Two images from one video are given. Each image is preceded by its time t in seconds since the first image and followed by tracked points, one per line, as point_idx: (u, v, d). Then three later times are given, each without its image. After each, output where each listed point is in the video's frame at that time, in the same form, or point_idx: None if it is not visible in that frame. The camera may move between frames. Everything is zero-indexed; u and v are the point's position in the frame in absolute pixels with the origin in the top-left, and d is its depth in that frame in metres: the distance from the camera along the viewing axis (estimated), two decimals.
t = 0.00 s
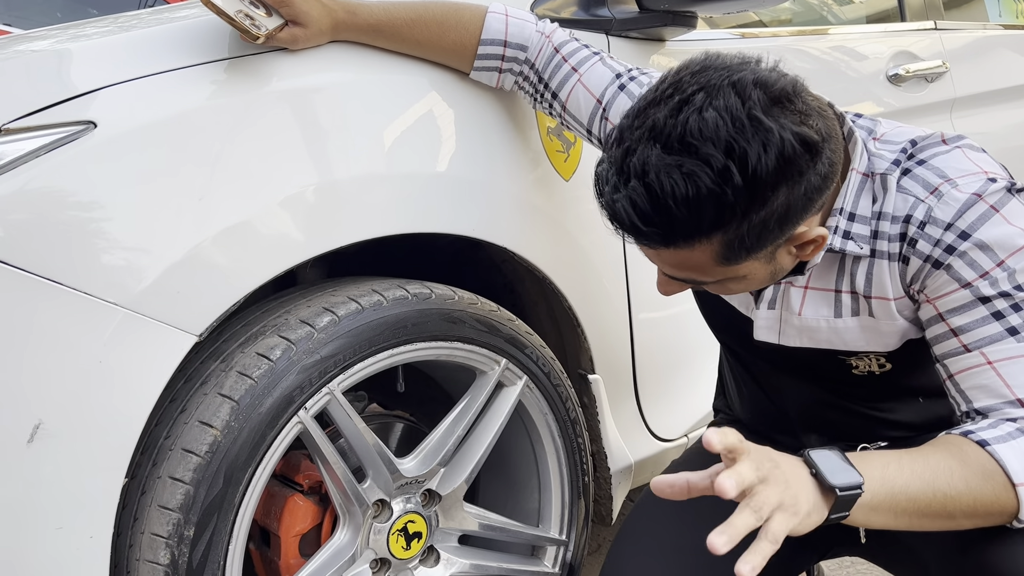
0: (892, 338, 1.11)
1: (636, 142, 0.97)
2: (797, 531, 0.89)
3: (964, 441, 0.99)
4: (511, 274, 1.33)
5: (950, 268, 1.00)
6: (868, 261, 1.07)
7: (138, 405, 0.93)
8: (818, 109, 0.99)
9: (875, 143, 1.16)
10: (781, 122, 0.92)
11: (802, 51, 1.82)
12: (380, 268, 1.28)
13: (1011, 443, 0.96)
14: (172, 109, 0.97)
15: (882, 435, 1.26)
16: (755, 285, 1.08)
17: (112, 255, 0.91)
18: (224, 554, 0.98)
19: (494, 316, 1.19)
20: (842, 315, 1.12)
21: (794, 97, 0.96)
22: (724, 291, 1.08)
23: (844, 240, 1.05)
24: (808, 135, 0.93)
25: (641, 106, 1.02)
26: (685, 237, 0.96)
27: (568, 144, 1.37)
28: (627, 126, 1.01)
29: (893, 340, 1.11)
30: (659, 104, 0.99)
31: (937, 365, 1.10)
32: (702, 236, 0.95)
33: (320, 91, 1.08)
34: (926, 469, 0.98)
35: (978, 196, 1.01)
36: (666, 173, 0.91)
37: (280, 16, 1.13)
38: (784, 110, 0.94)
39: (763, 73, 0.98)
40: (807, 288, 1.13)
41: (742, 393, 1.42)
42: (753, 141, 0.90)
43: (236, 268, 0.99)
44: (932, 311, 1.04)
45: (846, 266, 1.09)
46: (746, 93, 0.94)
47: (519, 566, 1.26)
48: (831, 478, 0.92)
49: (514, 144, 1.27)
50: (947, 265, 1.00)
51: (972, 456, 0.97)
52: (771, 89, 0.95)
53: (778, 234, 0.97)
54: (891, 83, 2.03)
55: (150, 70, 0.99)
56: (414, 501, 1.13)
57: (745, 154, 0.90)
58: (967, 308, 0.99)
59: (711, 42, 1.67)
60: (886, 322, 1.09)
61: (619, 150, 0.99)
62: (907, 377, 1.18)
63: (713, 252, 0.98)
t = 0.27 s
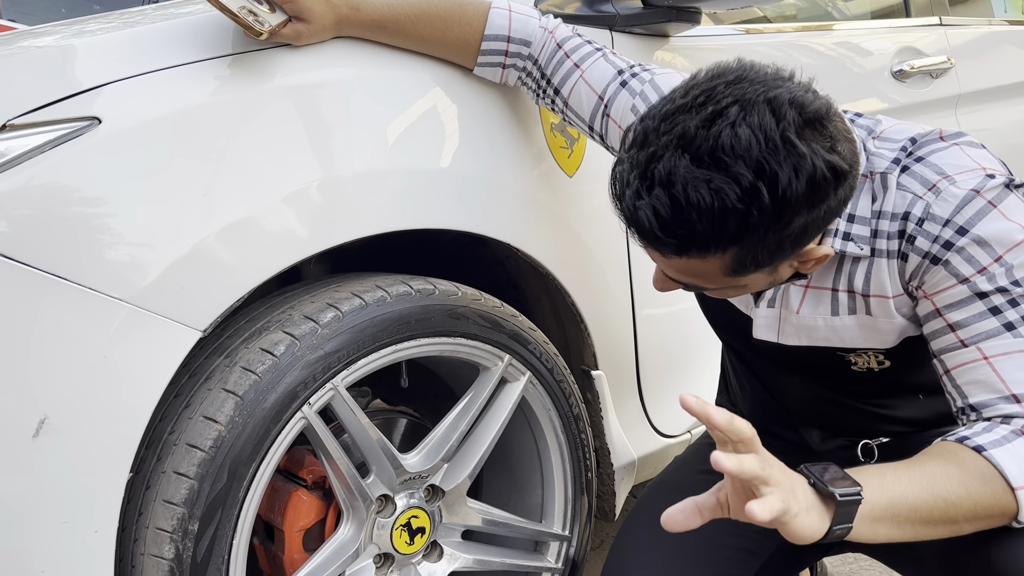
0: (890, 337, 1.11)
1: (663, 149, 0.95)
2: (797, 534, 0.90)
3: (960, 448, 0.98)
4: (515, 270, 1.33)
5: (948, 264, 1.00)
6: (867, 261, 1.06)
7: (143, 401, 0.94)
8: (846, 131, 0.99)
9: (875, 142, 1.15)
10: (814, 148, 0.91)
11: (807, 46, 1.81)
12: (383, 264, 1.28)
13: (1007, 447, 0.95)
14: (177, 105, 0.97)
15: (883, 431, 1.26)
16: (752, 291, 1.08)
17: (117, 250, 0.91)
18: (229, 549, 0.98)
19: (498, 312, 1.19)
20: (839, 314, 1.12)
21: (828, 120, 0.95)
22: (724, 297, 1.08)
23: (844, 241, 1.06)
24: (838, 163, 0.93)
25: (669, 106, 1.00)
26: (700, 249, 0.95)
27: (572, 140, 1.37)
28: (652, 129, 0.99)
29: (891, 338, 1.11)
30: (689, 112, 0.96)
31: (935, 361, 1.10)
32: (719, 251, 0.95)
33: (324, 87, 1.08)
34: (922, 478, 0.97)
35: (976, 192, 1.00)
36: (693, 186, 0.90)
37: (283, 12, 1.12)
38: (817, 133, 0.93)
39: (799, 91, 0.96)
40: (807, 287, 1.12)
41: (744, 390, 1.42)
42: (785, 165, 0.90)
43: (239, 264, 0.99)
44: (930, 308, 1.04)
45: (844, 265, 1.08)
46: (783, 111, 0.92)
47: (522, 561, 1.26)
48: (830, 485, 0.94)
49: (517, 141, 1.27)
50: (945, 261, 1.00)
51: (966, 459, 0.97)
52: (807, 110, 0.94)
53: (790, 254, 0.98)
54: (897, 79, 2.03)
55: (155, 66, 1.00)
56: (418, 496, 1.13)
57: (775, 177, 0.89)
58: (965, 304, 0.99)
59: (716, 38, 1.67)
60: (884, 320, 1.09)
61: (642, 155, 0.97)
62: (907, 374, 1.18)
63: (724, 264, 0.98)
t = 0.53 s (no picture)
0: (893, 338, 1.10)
1: (676, 136, 0.94)
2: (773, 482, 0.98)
3: (962, 432, 0.99)
4: (520, 266, 1.33)
5: (950, 264, 0.99)
6: (871, 262, 1.06)
7: (150, 395, 0.94)
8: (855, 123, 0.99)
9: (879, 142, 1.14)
10: (827, 137, 0.92)
11: (813, 41, 1.81)
12: (388, 259, 1.28)
13: (1010, 435, 0.96)
14: (183, 100, 0.97)
15: (888, 428, 1.25)
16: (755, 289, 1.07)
17: (123, 244, 0.92)
18: (235, 542, 0.98)
19: (503, 307, 1.19)
20: (843, 315, 1.11)
21: (839, 110, 0.96)
22: (725, 293, 1.07)
23: (847, 241, 1.05)
24: (850, 153, 0.93)
25: (680, 95, 0.99)
26: (710, 238, 0.94)
27: (577, 136, 1.37)
28: (663, 116, 0.98)
29: (895, 338, 1.10)
30: (702, 98, 0.96)
31: (939, 361, 1.10)
32: (729, 239, 0.94)
33: (330, 82, 1.07)
34: (918, 456, 0.99)
35: (978, 192, 1.00)
36: (707, 173, 0.90)
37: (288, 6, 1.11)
38: (828, 124, 0.94)
39: (810, 83, 0.97)
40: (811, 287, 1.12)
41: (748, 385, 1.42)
42: (800, 152, 0.90)
43: (246, 259, 0.99)
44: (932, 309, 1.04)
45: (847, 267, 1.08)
46: (796, 100, 0.93)
47: (528, 556, 1.26)
48: (815, 449, 0.98)
49: (523, 136, 1.27)
50: (948, 262, 1.00)
51: (967, 443, 0.97)
52: (819, 100, 0.94)
53: (799, 246, 0.97)
54: (903, 74, 2.02)
55: (161, 61, 1.00)
56: (423, 490, 1.13)
57: (789, 165, 0.89)
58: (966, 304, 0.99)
59: (722, 33, 1.66)
60: (886, 322, 1.09)
61: (653, 142, 0.96)
62: (911, 373, 1.17)
63: (733, 256, 0.97)
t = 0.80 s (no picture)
0: (905, 329, 1.10)
1: (676, 81, 0.96)
2: (768, 531, 1.03)
3: (969, 438, 0.99)
4: (530, 258, 1.33)
5: (963, 256, 0.98)
6: (883, 250, 1.06)
7: (162, 385, 0.94)
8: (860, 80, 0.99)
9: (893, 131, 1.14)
10: (826, 78, 0.92)
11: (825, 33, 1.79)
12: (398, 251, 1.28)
13: (1016, 437, 0.96)
14: (194, 91, 0.97)
15: (899, 421, 1.25)
16: (761, 258, 1.07)
17: (134, 235, 0.92)
18: (247, 531, 0.99)
19: (514, 299, 1.19)
20: (857, 304, 1.11)
21: (843, 61, 0.96)
22: (730, 259, 1.06)
23: (857, 230, 1.05)
24: (851, 99, 0.93)
25: (684, 49, 1.02)
26: (708, 181, 0.94)
27: (589, 127, 1.36)
28: (667, 66, 1.01)
29: (908, 329, 1.10)
30: (704, 46, 0.99)
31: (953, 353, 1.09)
32: (726, 184, 0.94)
33: (340, 72, 1.07)
34: (923, 468, 0.99)
35: (994, 182, 0.99)
36: (702, 108, 0.91)
37: None
38: (829, 70, 0.94)
39: (813, 33, 0.98)
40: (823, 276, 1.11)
41: (760, 378, 1.42)
42: (796, 90, 0.90)
43: (255, 249, 1.00)
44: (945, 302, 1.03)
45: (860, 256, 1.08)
46: (795, 45, 0.94)
47: (537, 546, 1.27)
48: (807, 490, 1.01)
49: (535, 127, 1.26)
50: (960, 253, 0.98)
51: (973, 451, 0.98)
52: (821, 49, 0.95)
53: (801, 197, 0.96)
54: (915, 66, 2.00)
55: (172, 51, 0.99)
56: (434, 481, 1.14)
57: (785, 101, 0.89)
58: (977, 299, 0.98)
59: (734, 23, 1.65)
60: (899, 310, 1.08)
61: (655, 88, 0.98)
62: (924, 366, 1.17)
63: (732, 206, 0.97)
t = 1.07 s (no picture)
0: (920, 319, 1.09)
1: (679, 71, 0.96)
2: (780, 532, 1.05)
3: (981, 433, 0.98)
4: (543, 247, 1.33)
5: (978, 246, 0.97)
6: (898, 238, 1.05)
7: (176, 371, 0.95)
8: (868, 64, 0.98)
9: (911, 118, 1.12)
10: (830, 65, 0.90)
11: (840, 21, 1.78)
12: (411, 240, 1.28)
13: None
14: (207, 78, 0.97)
15: (914, 411, 1.25)
16: (775, 246, 1.06)
17: (147, 222, 0.92)
18: (261, 517, 0.99)
19: (526, 288, 1.19)
20: (873, 293, 1.10)
21: (848, 47, 0.95)
22: (745, 247, 1.06)
23: (871, 218, 1.04)
24: (856, 84, 0.91)
25: (689, 38, 1.01)
26: (713, 170, 0.94)
27: (602, 115, 1.35)
28: (672, 56, 1.00)
29: (923, 319, 1.09)
30: (709, 35, 0.98)
31: (968, 344, 1.08)
32: (731, 173, 0.94)
33: (353, 60, 1.07)
34: (934, 465, 0.99)
35: (1011, 171, 0.97)
36: (704, 100, 0.90)
37: None
38: (834, 56, 0.93)
39: (818, 19, 0.96)
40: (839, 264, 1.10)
41: (773, 368, 1.41)
42: (798, 79, 0.89)
43: (267, 237, 1.00)
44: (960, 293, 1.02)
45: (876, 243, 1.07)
46: (799, 32, 0.93)
47: (548, 535, 1.27)
48: (813, 491, 1.02)
49: (547, 115, 1.26)
50: (975, 243, 0.97)
51: (987, 447, 0.97)
52: (825, 35, 0.94)
53: (808, 184, 0.95)
54: (930, 55, 1.98)
55: (185, 38, 0.99)
56: (446, 469, 1.14)
57: (788, 90, 0.89)
58: (992, 290, 0.97)
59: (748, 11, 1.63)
60: (914, 300, 1.07)
61: (659, 78, 0.98)
62: (940, 356, 1.16)
63: (740, 195, 0.96)
